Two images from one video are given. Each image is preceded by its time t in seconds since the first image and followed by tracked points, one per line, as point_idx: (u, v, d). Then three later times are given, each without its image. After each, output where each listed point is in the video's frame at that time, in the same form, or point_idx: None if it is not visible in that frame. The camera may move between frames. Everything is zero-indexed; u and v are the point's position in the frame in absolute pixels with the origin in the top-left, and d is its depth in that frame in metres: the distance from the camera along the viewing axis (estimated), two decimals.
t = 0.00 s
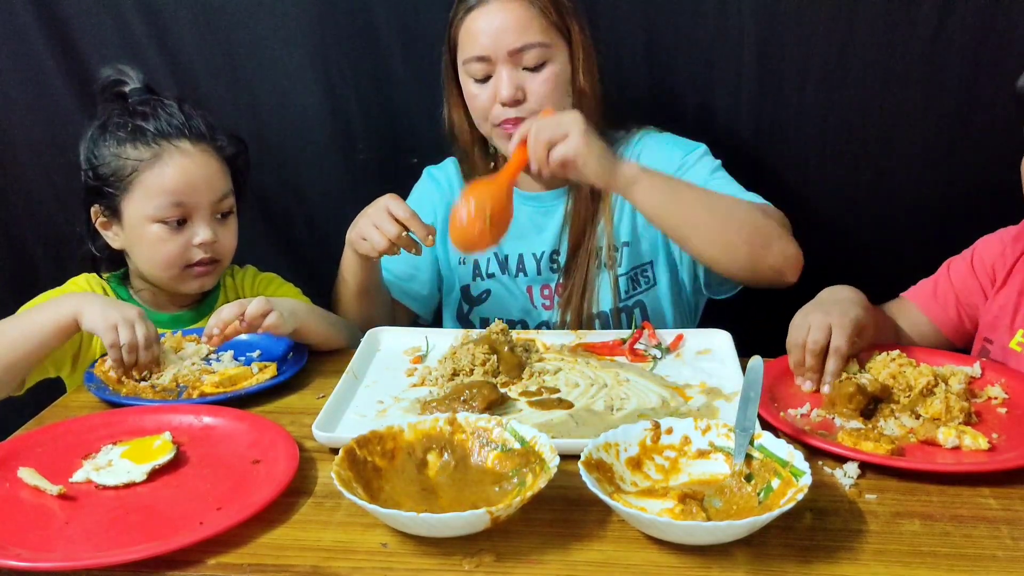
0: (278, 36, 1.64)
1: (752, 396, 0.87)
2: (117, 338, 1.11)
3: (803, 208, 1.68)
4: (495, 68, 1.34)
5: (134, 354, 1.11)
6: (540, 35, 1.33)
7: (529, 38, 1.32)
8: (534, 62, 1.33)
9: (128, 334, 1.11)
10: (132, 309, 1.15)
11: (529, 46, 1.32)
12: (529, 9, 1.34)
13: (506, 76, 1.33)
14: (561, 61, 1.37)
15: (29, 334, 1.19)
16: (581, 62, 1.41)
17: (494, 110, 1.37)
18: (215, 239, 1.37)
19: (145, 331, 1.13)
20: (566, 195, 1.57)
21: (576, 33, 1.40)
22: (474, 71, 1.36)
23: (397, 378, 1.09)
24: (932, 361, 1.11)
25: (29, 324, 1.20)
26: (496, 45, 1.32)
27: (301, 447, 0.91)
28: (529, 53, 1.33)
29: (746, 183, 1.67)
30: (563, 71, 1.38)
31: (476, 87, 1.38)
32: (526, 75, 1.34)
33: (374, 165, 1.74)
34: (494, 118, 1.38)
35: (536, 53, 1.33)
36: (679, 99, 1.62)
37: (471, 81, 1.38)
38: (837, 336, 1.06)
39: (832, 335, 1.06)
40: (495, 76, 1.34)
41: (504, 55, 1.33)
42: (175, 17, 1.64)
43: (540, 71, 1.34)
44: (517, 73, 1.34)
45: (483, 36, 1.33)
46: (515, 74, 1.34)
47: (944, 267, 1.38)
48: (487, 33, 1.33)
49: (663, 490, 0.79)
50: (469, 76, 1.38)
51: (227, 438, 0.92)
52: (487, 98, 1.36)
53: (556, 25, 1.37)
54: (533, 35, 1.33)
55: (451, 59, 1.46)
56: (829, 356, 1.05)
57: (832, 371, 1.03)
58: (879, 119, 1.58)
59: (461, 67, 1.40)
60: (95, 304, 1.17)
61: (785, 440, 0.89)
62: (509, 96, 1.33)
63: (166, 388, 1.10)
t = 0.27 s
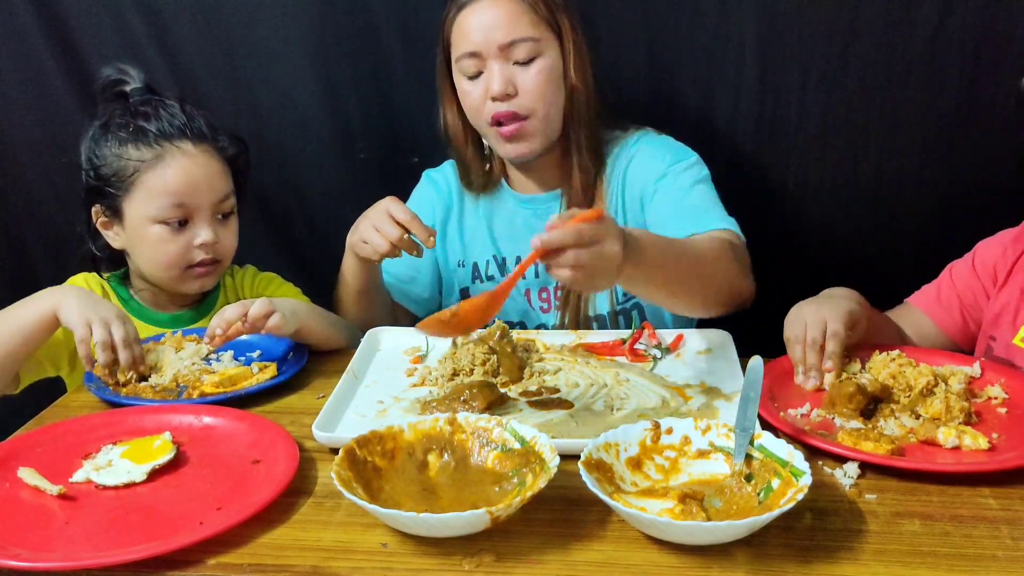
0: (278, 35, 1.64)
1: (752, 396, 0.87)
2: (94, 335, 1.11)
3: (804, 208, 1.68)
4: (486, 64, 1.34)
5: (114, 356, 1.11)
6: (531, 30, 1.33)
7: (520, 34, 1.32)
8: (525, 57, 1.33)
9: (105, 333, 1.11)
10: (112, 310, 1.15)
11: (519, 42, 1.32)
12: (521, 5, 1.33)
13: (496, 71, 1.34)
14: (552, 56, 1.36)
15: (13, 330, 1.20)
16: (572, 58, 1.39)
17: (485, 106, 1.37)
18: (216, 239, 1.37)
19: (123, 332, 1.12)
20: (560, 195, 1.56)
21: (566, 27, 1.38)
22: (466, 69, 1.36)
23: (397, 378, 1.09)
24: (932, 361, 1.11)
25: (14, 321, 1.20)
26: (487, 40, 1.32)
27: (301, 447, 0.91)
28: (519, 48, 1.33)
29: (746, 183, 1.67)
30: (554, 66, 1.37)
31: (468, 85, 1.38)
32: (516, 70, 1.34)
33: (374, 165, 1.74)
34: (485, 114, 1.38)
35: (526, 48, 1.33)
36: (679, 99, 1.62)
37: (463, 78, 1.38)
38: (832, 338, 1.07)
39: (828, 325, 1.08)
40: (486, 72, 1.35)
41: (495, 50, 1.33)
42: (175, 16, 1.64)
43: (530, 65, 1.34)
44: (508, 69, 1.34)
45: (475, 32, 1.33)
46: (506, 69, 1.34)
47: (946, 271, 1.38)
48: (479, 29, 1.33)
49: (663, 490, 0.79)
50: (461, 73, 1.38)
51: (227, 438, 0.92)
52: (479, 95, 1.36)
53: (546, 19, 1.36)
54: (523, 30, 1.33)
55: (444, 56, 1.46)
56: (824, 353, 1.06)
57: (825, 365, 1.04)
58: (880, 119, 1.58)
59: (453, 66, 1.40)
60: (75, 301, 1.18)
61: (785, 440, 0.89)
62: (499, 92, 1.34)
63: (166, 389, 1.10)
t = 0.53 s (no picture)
0: (279, 35, 1.64)
1: (752, 396, 0.87)
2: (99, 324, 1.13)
3: (804, 208, 1.67)
4: (486, 59, 1.36)
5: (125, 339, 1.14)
6: (534, 27, 1.34)
7: (520, 30, 1.33)
8: (525, 53, 1.34)
9: (111, 321, 1.13)
10: (114, 297, 1.17)
11: (520, 38, 1.33)
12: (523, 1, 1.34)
13: (496, 67, 1.35)
14: (553, 54, 1.37)
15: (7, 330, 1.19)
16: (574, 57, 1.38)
17: (483, 101, 1.38)
18: (218, 241, 1.37)
19: (127, 318, 1.14)
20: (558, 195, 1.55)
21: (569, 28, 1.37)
22: (466, 63, 1.38)
23: (397, 378, 1.09)
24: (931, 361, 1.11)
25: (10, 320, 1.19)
26: (488, 36, 1.34)
27: (301, 447, 0.91)
28: (519, 44, 1.34)
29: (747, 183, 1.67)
30: (555, 64, 1.37)
31: (466, 79, 1.40)
32: (516, 66, 1.35)
33: (374, 165, 1.74)
34: (483, 109, 1.39)
35: (527, 45, 1.34)
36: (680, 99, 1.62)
37: (462, 72, 1.40)
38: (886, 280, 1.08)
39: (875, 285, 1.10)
40: (485, 68, 1.36)
41: (495, 45, 1.34)
42: (176, 17, 1.64)
43: (531, 62, 1.35)
44: (508, 65, 1.35)
45: (476, 27, 1.35)
46: (506, 65, 1.35)
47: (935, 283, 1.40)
48: (480, 24, 1.34)
49: (663, 491, 0.79)
50: (461, 67, 1.40)
51: (227, 438, 0.92)
52: (476, 90, 1.38)
53: (550, 17, 1.36)
54: (525, 27, 1.33)
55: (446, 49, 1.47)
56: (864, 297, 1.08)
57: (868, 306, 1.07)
58: (880, 120, 1.58)
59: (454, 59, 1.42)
60: (78, 296, 1.18)
61: (785, 440, 0.89)
62: (497, 87, 1.35)
63: (166, 388, 1.10)
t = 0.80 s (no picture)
0: (280, 35, 1.64)
1: (752, 396, 0.85)
2: (96, 337, 1.11)
3: (805, 208, 1.67)
4: (520, 66, 1.34)
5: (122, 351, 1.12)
6: (567, 37, 1.33)
7: (556, 38, 1.32)
8: (559, 63, 1.33)
9: (107, 333, 1.11)
10: (110, 307, 1.15)
11: (556, 47, 1.32)
12: (554, 10, 1.33)
13: (530, 75, 1.33)
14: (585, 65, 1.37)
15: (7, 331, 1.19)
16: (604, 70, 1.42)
17: (517, 109, 1.37)
18: (219, 244, 1.37)
19: (123, 331, 1.12)
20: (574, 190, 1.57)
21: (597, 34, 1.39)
22: (496, 69, 1.35)
23: (397, 378, 1.09)
24: (931, 361, 1.11)
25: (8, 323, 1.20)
26: (522, 43, 1.32)
27: (301, 447, 0.91)
28: (555, 53, 1.32)
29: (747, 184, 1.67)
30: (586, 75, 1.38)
31: (496, 84, 1.38)
32: (550, 75, 1.34)
33: (375, 165, 1.74)
34: (518, 118, 1.39)
35: (562, 54, 1.33)
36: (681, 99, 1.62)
37: (492, 77, 1.38)
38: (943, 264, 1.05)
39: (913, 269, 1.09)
40: (518, 75, 1.34)
41: (529, 53, 1.32)
42: (177, 17, 1.64)
43: (564, 73, 1.34)
44: (542, 74, 1.34)
45: (507, 34, 1.33)
46: (540, 75, 1.34)
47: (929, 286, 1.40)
48: (510, 30, 1.33)
49: (663, 490, 0.79)
50: (491, 72, 1.37)
51: (227, 438, 0.92)
52: (510, 97, 1.36)
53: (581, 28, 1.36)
54: (559, 35, 1.32)
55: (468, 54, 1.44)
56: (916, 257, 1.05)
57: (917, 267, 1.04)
58: (881, 120, 1.58)
59: (480, 65, 1.40)
60: (74, 304, 1.18)
61: (785, 440, 0.89)
62: (534, 96, 1.34)
63: (166, 388, 1.10)
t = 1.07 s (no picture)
0: (280, 35, 1.64)
1: (752, 396, 0.85)
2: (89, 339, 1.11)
3: (805, 208, 1.67)
4: (538, 68, 1.34)
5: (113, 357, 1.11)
6: (587, 42, 1.34)
7: (576, 44, 1.33)
8: (577, 68, 1.34)
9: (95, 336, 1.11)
10: (98, 314, 1.15)
11: (575, 53, 1.33)
12: (576, 15, 1.33)
13: (547, 79, 1.34)
14: (603, 70, 1.38)
15: None
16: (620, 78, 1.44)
17: (531, 109, 1.37)
18: (218, 245, 1.38)
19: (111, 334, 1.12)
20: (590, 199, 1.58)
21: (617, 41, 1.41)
22: (514, 70, 1.36)
23: (397, 378, 1.09)
24: (932, 361, 1.11)
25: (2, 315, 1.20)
26: (543, 47, 1.32)
27: (301, 447, 0.91)
28: (574, 59, 1.33)
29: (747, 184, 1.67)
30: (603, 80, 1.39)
31: (513, 84, 1.38)
32: (567, 80, 1.35)
33: (375, 165, 1.74)
34: (530, 117, 1.38)
35: (580, 61, 1.34)
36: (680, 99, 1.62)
37: (510, 77, 1.38)
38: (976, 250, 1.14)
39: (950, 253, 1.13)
40: (535, 77, 1.35)
41: (549, 58, 1.33)
42: (177, 17, 1.64)
43: (581, 77, 1.35)
44: (560, 78, 1.35)
45: (528, 35, 1.33)
46: (557, 79, 1.34)
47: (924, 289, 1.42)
48: (532, 32, 1.33)
49: (663, 490, 0.79)
50: (509, 72, 1.37)
51: (227, 438, 0.92)
52: (526, 98, 1.36)
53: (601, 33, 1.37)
54: (580, 42, 1.33)
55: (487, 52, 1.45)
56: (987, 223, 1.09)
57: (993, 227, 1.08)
58: (880, 120, 1.58)
59: (498, 64, 1.40)
60: (65, 302, 1.18)
61: (785, 440, 0.89)
62: (549, 100, 1.34)
63: (166, 388, 1.09)
